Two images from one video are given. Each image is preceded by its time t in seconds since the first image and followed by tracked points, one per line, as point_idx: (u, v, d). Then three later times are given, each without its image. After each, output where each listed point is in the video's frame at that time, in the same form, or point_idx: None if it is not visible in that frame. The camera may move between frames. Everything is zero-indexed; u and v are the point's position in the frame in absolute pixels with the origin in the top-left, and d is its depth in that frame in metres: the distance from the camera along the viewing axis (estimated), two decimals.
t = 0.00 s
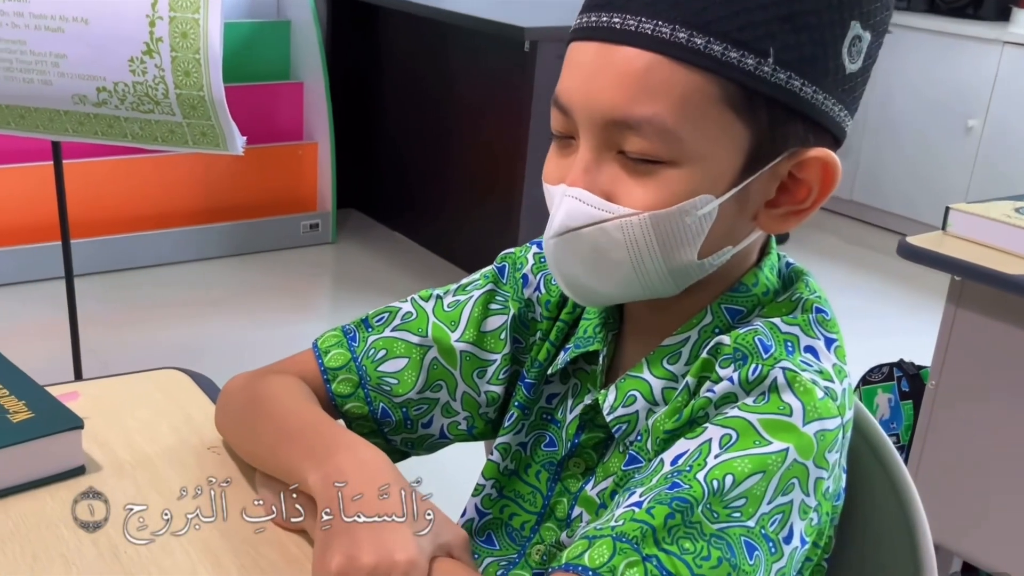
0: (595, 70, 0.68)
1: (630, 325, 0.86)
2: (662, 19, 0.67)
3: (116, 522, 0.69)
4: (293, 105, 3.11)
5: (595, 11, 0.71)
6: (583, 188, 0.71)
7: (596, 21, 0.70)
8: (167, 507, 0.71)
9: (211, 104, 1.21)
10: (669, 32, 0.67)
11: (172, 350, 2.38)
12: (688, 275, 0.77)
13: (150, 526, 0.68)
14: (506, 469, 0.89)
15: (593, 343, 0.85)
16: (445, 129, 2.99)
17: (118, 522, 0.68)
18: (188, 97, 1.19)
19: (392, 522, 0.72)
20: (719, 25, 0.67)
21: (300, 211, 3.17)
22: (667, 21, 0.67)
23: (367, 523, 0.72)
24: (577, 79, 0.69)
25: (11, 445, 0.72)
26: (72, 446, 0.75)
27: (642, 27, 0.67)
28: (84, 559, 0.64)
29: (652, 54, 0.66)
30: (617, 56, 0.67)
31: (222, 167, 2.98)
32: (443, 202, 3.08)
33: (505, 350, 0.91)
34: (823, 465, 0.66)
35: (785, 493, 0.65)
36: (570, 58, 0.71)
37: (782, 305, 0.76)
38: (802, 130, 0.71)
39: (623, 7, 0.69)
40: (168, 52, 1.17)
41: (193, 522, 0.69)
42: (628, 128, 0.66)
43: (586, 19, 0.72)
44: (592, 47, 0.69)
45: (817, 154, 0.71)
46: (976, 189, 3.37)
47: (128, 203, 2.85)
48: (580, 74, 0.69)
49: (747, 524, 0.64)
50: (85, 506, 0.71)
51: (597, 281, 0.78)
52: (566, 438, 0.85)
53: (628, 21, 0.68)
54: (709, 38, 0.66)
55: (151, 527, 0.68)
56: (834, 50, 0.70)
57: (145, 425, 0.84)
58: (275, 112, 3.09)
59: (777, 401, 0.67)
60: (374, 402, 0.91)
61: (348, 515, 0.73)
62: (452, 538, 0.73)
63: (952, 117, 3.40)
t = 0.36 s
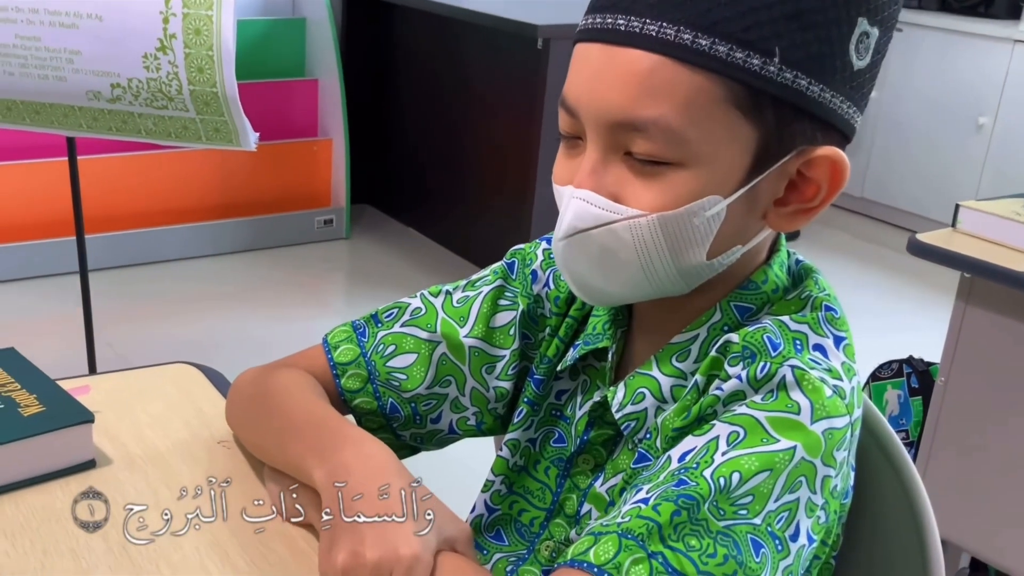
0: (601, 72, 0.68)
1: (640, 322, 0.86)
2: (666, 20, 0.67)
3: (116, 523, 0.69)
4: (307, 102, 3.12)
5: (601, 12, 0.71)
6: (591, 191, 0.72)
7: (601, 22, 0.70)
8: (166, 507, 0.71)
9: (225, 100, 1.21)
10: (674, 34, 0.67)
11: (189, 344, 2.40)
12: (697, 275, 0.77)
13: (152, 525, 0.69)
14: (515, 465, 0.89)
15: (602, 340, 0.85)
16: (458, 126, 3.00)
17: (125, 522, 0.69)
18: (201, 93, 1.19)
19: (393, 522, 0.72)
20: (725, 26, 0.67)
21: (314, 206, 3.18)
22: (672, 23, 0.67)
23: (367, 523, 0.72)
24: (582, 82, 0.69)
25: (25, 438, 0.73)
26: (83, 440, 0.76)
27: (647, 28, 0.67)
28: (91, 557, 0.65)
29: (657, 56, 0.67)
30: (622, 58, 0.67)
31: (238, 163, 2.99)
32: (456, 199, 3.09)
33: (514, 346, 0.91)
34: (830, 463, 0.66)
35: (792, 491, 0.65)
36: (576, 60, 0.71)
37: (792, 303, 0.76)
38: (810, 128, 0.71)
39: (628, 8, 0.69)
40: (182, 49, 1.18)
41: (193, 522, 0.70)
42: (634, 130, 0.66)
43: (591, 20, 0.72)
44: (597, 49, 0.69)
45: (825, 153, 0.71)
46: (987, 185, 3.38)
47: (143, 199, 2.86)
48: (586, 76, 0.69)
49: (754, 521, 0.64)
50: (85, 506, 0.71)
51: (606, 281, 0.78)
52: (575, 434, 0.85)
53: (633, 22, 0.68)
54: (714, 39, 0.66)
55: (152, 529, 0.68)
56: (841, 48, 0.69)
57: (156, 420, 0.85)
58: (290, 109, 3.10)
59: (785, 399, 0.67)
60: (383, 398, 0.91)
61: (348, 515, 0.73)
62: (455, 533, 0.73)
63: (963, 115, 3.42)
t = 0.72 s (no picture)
0: (608, 71, 0.68)
1: (647, 320, 0.86)
2: (674, 19, 0.67)
3: (116, 522, 0.70)
4: (318, 100, 3.13)
5: (609, 10, 0.71)
6: (596, 188, 0.72)
7: (609, 21, 0.70)
8: (166, 507, 0.72)
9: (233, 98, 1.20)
10: (681, 32, 0.67)
11: (199, 340, 2.41)
12: (705, 274, 0.77)
13: (154, 524, 0.69)
14: (522, 462, 0.89)
15: (610, 339, 0.85)
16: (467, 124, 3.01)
17: (129, 521, 0.70)
18: (210, 91, 1.19)
19: (393, 522, 0.72)
20: (732, 25, 0.67)
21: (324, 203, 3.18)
22: (680, 21, 0.67)
23: (367, 523, 0.72)
24: (589, 80, 0.69)
25: (34, 433, 0.74)
26: (90, 436, 0.76)
27: (654, 27, 0.67)
28: (98, 553, 0.66)
29: (664, 55, 0.67)
30: (630, 57, 0.68)
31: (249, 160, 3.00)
32: (464, 196, 3.09)
33: (520, 343, 0.91)
34: (837, 463, 0.66)
35: (798, 490, 0.65)
36: (583, 59, 0.71)
37: (799, 303, 0.76)
38: (819, 126, 0.71)
39: (636, 7, 0.69)
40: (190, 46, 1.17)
41: (193, 522, 0.70)
42: (641, 128, 0.67)
43: (599, 18, 0.72)
44: (605, 48, 0.69)
45: (833, 152, 0.71)
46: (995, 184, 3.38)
47: (153, 196, 2.87)
48: (593, 75, 0.69)
49: (759, 520, 0.64)
50: (85, 507, 0.71)
51: (614, 281, 0.78)
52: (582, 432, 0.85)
53: (640, 21, 0.68)
54: (721, 38, 0.66)
55: (153, 528, 0.68)
56: (849, 46, 0.69)
57: (164, 417, 0.85)
58: (300, 107, 3.11)
59: (792, 397, 0.67)
60: (389, 394, 0.91)
61: (348, 515, 0.73)
62: (458, 528, 0.73)
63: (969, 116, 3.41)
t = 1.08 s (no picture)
0: (610, 66, 0.69)
1: (656, 317, 0.87)
2: (674, 11, 0.68)
3: (117, 521, 0.70)
4: (326, 99, 3.14)
5: (610, 7, 0.72)
6: (601, 186, 0.73)
7: (611, 17, 0.71)
8: (169, 506, 0.72)
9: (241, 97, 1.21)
10: (682, 24, 0.67)
11: (207, 337, 2.42)
12: (712, 270, 0.78)
13: (155, 523, 0.70)
14: (527, 459, 0.90)
15: (618, 337, 0.85)
16: (473, 121, 3.01)
17: (129, 520, 0.70)
18: (218, 89, 1.20)
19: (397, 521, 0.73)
20: (734, 16, 0.67)
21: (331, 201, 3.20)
22: (681, 13, 0.68)
23: (368, 523, 0.73)
24: (592, 77, 0.70)
25: (44, 427, 0.75)
26: (97, 432, 0.77)
27: (655, 20, 0.68)
28: (103, 549, 0.66)
29: (667, 47, 0.67)
30: (632, 51, 0.68)
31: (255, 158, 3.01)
32: (470, 194, 3.10)
33: (524, 340, 0.92)
34: (845, 461, 0.66)
35: (806, 489, 0.65)
36: (586, 56, 0.72)
37: (808, 300, 0.76)
38: (821, 119, 0.71)
39: (637, 2, 0.70)
40: (199, 45, 1.18)
41: (192, 521, 0.70)
42: (645, 121, 0.67)
43: (601, 16, 0.73)
44: (608, 43, 0.70)
45: (837, 143, 0.72)
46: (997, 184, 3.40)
47: (160, 194, 2.88)
48: (596, 71, 0.70)
49: (766, 518, 0.65)
50: (85, 506, 0.72)
51: (621, 278, 0.79)
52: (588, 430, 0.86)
53: (641, 15, 0.69)
54: (722, 29, 0.67)
55: (153, 529, 0.69)
56: (850, 38, 0.70)
57: (172, 414, 0.86)
58: (309, 108, 3.12)
59: (800, 395, 0.68)
60: (393, 391, 0.92)
61: (351, 516, 0.74)
62: (460, 525, 0.74)
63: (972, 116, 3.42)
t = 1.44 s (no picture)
0: (598, 68, 0.70)
1: (653, 315, 0.88)
2: (659, 15, 0.69)
3: (119, 519, 0.71)
4: (334, 97, 3.15)
5: (599, 10, 0.73)
6: (590, 189, 0.74)
7: (599, 20, 0.72)
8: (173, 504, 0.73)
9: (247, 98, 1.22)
10: (667, 28, 0.68)
11: (216, 335, 2.43)
12: (704, 269, 0.78)
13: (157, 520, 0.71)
14: (528, 455, 0.91)
15: (615, 332, 0.87)
16: (480, 121, 3.02)
17: (134, 516, 0.72)
18: (225, 90, 1.21)
19: (394, 515, 0.73)
20: (718, 19, 0.68)
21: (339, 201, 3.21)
22: (665, 18, 0.69)
23: (368, 520, 0.73)
24: (581, 80, 0.71)
25: (53, 425, 0.76)
26: (103, 429, 0.79)
27: (640, 23, 0.69)
28: (108, 546, 0.68)
29: (652, 50, 0.68)
30: (618, 54, 0.69)
31: (265, 158, 3.03)
32: (477, 193, 3.11)
33: (528, 339, 0.93)
34: (839, 457, 0.67)
35: (800, 484, 0.66)
36: (576, 59, 0.73)
37: (802, 297, 0.77)
38: (807, 120, 0.72)
39: (625, 6, 0.71)
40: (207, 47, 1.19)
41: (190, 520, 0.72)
42: (632, 124, 0.68)
43: (590, 19, 0.74)
44: (595, 46, 0.71)
45: (823, 142, 0.72)
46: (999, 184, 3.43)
47: (170, 194, 2.90)
48: (585, 74, 0.71)
49: (761, 514, 0.65)
50: (90, 502, 0.73)
51: (613, 278, 0.80)
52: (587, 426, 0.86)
53: (628, 18, 0.70)
54: (706, 31, 0.68)
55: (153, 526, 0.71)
56: (835, 39, 0.71)
57: (176, 411, 0.87)
58: (317, 103, 3.13)
59: (793, 391, 0.69)
60: (398, 389, 0.93)
61: (351, 515, 0.74)
62: (459, 521, 0.74)
63: (971, 117, 3.47)
